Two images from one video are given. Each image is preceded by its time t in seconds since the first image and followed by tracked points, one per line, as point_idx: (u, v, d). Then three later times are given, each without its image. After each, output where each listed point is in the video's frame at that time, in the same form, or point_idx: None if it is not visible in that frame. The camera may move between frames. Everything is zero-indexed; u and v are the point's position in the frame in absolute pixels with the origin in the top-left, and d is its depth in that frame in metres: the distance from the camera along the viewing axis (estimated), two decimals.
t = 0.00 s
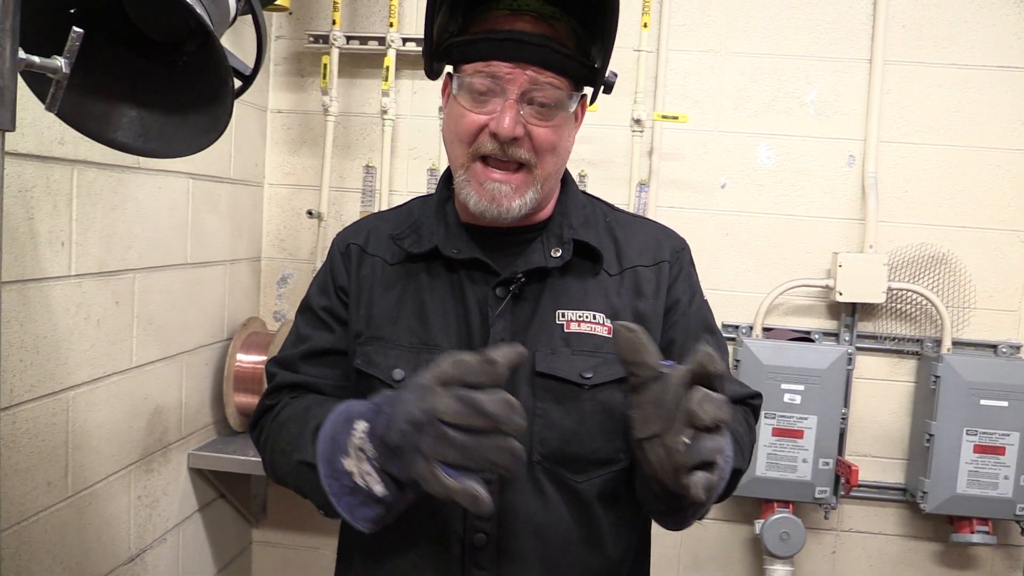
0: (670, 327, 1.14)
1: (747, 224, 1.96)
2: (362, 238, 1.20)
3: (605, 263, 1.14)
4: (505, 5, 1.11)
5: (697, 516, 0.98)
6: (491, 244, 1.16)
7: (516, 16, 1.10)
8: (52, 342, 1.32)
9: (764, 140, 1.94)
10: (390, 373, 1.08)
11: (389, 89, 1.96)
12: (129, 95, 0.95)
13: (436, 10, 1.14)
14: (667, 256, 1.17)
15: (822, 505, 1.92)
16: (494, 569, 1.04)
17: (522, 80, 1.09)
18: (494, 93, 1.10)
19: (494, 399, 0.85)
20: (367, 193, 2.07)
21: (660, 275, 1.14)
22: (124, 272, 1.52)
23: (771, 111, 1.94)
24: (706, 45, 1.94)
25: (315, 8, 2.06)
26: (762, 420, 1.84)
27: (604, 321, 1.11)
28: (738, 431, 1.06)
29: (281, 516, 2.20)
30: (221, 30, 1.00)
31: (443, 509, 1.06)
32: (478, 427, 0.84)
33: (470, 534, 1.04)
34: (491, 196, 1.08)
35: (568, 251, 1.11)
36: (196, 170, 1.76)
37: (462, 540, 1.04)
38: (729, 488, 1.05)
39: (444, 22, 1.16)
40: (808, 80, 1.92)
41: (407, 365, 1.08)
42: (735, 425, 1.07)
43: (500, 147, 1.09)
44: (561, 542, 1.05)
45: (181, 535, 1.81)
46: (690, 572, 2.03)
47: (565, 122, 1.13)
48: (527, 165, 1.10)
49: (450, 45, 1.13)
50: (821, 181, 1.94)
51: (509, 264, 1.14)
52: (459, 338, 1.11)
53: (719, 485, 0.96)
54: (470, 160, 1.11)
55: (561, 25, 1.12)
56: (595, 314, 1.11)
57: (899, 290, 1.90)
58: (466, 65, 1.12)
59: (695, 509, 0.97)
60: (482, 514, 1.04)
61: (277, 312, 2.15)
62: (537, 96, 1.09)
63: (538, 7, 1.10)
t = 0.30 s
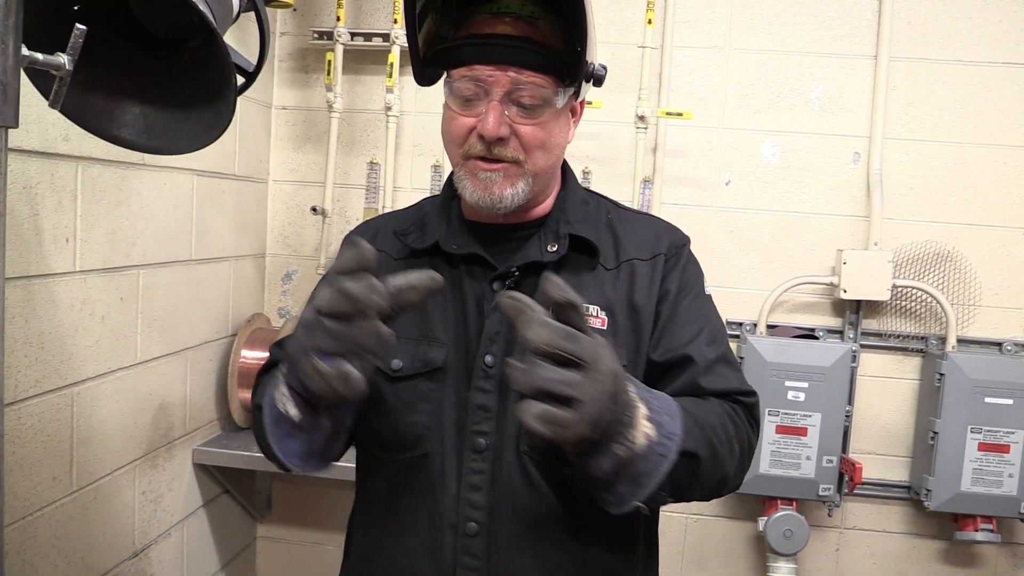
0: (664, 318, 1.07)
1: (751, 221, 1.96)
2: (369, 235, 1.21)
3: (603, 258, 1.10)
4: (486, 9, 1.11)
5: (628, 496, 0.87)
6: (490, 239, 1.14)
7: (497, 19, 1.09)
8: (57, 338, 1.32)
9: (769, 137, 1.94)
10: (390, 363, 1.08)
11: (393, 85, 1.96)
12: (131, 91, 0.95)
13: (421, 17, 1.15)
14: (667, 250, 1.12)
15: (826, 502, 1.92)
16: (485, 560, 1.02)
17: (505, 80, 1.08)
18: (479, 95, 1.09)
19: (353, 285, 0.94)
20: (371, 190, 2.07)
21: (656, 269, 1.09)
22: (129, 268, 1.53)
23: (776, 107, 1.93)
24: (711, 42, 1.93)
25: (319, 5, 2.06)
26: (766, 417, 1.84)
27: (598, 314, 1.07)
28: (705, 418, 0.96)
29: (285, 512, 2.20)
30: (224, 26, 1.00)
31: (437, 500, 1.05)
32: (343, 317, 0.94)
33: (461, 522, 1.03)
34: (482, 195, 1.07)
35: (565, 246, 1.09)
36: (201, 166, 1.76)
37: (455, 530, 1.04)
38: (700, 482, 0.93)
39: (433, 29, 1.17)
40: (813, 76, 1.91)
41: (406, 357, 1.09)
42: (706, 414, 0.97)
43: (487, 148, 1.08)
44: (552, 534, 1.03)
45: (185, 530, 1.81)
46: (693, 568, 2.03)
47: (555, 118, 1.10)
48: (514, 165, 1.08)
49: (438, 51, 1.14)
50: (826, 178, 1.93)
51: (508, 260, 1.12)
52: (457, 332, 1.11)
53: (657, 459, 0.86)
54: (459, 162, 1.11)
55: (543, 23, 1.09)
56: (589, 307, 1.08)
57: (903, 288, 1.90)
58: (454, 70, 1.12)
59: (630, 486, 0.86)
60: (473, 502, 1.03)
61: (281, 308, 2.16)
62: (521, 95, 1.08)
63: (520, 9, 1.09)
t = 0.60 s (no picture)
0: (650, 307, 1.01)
1: (755, 218, 1.95)
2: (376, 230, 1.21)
3: (599, 251, 1.06)
4: (491, 7, 1.08)
5: (543, 479, 0.81)
6: (491, 232, 1.13)
7: (502, 17, 1.07)
8: (58, 334, 1.32)
9: (773, 134, 1.93)
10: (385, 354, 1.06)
11: (397, 81, 1.95)
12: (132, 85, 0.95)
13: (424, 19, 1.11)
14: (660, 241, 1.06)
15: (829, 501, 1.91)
16: (471, 551, 0.97)
17: (522, 77, 1.07)
18: (497, 94, 1.08)
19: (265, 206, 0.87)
20: (374, 186, 2.06)
21: (648, 261, 1.04)
22: (131, 264, 1.53)
23: (781, 104, 1.92)
24: (715, 38, 1.93)
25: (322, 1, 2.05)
26: (769, 415, 1.84)
27: (587, 304, 1.03)
28: (656, 406, 0.87)
29: (288, 508, 2.20)
30: (225, 20, 0.99)
31: (426, 489, 1.01)
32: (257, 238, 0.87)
33: (447, 512, 0.99)
34: (511, 194, 1.06)
35: (560, 239, 1.05)
36: (204, 162, 1.76)
37: (441, 520, 0.99)
38: (644, 470, 0.86)
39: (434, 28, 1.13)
40: (819, 73, 1.90)
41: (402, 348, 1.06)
42: (661, 403, 0.88)
43: (512, 147, 1.07)
44: (542, 524, 0.97)
45: (187, 526, 1.81)
46: (696, 567, 2.03)
47: (571, 109, 1.10)
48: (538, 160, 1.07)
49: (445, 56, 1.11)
50: (831, 175, 1.92)
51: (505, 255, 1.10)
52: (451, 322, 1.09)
53: (571, 440, 0.80)
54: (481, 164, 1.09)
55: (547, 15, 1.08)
56: (578, 298, 1.03)
57: (908, 286, 1.89)
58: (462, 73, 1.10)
59: (544, 465, 0.80)
60: (460, 493, 0.98)
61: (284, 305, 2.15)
62: (538, 91, 1.07)
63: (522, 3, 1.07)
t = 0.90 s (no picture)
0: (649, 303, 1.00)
1: (761, 215, 1.94)
2: (376, 232, 1.20)
3: (599, 246, 1.05)
4: (498, 6, 1.08)
5: (524, 497, 0.83)
6: (491, 230, 1.12)
7: (511, 17, 1.07)
8: (62, 333, 1.32)
9: (779, 130, 1.92)
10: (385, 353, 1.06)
11: (401, 79, 1.95)
12: (136, 84, 0.94)
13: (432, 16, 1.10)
14: (661, 236, 1.05)
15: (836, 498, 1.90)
16: (469, 551, 0.97)
17: (532, 79, 1.06)
18: (506, 95, 1.07)
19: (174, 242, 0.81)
20: (378, 184, 2.06)
21: (648, 256, 1.03)
22: (135, 263, 1.53)
23: (786, 100, 1.91)
24: (720, 34, 1.92)
25: None
26: (776, 412, 1.83)
27: (587, 302, 1.02)
28: (640, 415, 0.86)
29: (294, 507, 2.20)
30: (229, 19, 0.99)
31: (426, 488, 1.01)
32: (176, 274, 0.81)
33: (447, 513, 0.98)
34: (518, 195, 1.05)
35: (560, 236, 1.05)
36: (208, 160, 1.76)
37: (439, 518, 0.99)
38: (630, 482, 0.86)
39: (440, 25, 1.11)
40: (825, 69, 1.89)
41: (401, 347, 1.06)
42: (645, 411, 0.87)
43: (521, 147, 1.06)
44: (542, 524, 0.96)
45: (193, 525, 1.81)
46: (702, 565, 2.02)
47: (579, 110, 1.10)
48: (547, 159, 1.07)
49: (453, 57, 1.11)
50: (836, 172, 1.91)
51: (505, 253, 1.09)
52: (451, 320, 1.08)
53: (545, 462, 0.82)
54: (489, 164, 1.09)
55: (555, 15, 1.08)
56: (578, 295, 1.02)
57: (915, 282, 1.88)
58: (470, 73, 1.09)
59: (521, 485, 0.83)
60: (459, 493, 0.98)
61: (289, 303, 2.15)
62: (546, 91, 1.07)
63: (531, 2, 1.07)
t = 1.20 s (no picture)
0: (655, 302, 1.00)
1: (767, 214, 1.94)
2: (379, 231, 1.20)
3: (604, 245, 1.05)
4: (502, 4, 1.07)
5: (533, 494, 0.83)
6: (495, 229, 1.12)
7: (514, 15, 1.07)
8: (68, 333, 1.32)
9: (785, 128, 1.91)
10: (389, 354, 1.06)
11: (406, 78, 1.95)
12: (142, 85, 0.94)
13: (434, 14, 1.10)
14: (666, 235, 1.05)
15: (842, 498, 1.90)
16: (473, 553, 0.96)
17: (534, 77, 1.06)
18: (507, 92, 1.07)
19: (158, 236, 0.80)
20: (383, 183, 2.06)
21: (653, 255, 1.03)
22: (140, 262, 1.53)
23: (792, 98, 1.91)
24: (726, 32, 1.91)
25: None
26: (781, 412, 1.83)
27: (592, 301, 1.01)
28: (650, 415, 0.86)
29: (299, 506, 2.20)
30: (234, 19, 0.98)
31: (430, 488, 1.01)
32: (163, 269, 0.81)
33: (451, 514, 0.98)
34: (519, 193, 1.04)
35: (565, 235, 1.04)
36: (213, 159, 1.76)
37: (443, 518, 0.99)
38: (638, 481, 0.86)
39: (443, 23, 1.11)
40: (831, 67, 1.89)
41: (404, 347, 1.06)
42: (655, 412, 0.87)
43: (522, 145, 1.06)
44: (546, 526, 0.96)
45: (198, 525, 1.81)
46: (708, 565, 2.02)
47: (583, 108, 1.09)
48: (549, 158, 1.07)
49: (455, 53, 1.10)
50: (842, 170, 1.91)
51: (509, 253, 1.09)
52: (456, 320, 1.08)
53: (557, 459, 0.82)
54: (491, 161, 1.08)
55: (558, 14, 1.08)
56: (583, 294, 1.02)
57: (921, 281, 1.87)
58: (472, 70, 1.09)
59: (531, 482, 0.82)
60: (462, 493, 0.97)
61: (294, 302, 2.14)
62: (548, 89, 1.06)
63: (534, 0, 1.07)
